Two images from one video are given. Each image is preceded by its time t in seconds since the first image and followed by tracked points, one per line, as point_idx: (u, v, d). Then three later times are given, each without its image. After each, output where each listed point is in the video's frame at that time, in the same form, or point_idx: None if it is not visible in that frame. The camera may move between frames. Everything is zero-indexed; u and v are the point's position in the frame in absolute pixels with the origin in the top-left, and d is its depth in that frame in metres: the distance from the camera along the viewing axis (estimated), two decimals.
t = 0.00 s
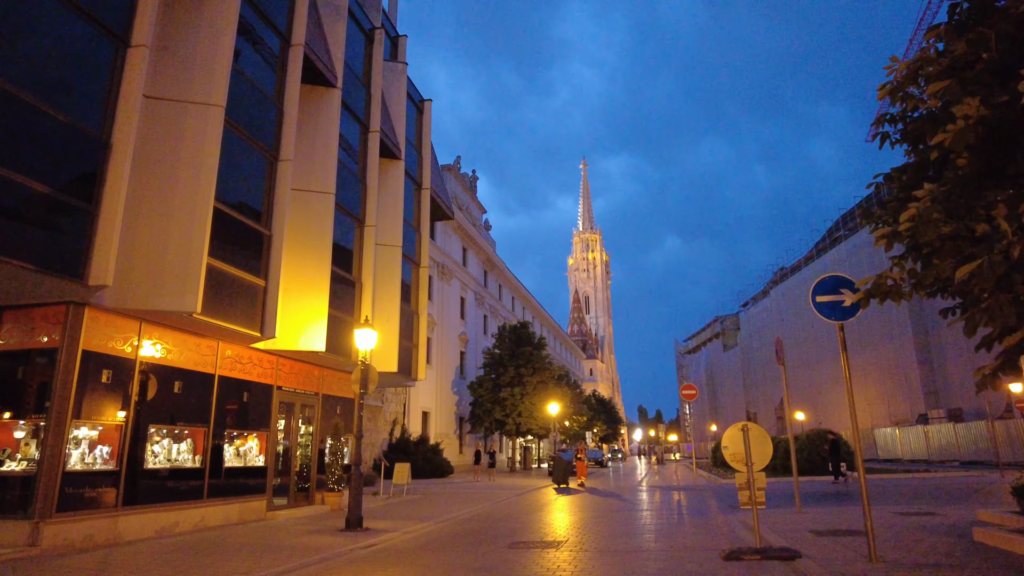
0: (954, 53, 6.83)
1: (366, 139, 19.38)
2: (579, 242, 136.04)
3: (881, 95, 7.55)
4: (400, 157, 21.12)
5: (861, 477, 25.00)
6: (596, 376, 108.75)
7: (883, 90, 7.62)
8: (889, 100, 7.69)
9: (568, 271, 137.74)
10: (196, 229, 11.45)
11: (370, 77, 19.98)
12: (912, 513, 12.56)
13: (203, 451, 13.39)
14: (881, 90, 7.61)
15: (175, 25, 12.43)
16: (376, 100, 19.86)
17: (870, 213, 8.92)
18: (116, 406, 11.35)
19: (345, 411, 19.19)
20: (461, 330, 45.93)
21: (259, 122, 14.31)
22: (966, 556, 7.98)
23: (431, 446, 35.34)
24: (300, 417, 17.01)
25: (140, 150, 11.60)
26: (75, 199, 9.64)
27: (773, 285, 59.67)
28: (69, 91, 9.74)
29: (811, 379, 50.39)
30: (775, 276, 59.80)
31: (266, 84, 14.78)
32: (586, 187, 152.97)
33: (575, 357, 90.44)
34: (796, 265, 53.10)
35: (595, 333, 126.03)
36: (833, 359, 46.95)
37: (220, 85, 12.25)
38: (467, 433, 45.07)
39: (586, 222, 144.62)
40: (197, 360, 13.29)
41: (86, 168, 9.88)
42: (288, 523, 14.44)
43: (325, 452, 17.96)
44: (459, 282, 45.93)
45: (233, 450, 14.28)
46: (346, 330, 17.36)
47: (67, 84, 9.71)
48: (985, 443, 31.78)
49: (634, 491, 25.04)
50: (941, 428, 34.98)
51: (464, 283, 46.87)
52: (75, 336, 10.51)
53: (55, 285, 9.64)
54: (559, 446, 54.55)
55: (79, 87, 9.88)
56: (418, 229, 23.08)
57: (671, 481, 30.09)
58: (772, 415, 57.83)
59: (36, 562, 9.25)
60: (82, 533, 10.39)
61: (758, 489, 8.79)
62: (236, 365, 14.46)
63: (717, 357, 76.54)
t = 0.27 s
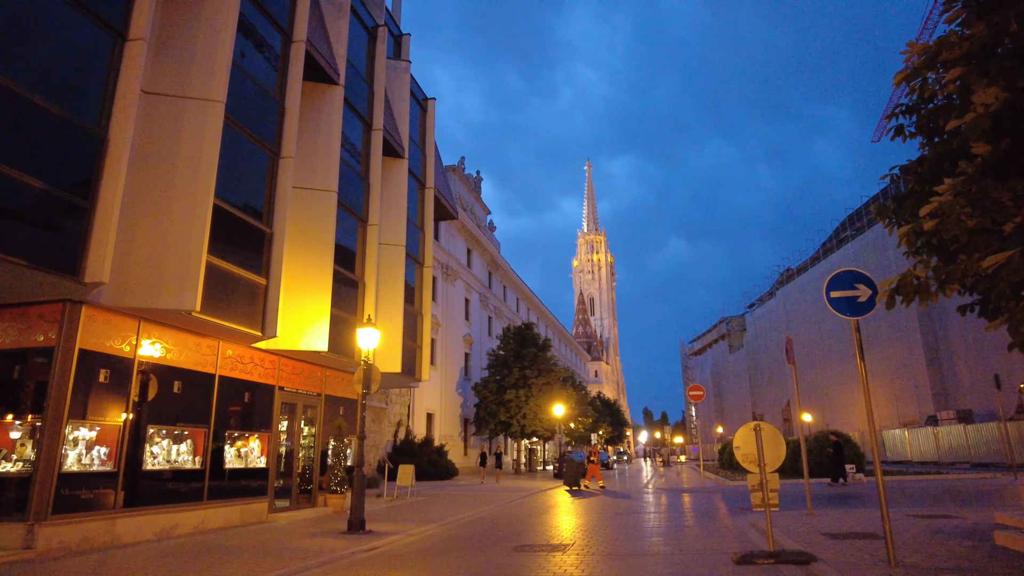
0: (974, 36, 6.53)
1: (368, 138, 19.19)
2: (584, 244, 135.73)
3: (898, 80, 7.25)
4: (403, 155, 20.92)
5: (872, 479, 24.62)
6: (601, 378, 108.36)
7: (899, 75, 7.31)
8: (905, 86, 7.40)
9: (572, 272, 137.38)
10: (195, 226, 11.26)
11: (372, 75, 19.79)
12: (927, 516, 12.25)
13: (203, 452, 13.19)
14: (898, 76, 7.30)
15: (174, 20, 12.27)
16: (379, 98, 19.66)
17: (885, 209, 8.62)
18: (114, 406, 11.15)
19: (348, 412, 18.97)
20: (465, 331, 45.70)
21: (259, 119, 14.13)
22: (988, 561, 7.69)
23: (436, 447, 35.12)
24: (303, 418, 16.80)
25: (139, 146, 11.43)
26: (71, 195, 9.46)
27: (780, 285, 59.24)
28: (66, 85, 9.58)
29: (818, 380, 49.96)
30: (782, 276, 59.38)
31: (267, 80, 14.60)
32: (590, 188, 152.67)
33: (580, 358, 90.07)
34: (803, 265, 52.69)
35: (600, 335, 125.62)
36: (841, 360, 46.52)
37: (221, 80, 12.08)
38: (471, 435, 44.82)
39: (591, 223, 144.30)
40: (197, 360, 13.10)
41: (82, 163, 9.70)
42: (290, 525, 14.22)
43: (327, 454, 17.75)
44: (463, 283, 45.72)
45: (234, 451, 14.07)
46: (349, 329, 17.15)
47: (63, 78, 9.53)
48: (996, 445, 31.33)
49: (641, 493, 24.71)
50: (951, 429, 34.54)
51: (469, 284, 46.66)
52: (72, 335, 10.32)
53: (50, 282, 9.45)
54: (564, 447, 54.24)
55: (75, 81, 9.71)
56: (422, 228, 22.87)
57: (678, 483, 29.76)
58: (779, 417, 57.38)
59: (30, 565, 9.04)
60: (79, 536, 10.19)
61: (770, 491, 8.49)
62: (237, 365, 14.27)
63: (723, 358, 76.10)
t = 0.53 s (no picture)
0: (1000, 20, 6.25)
1: (371, 135, 18.95)
2: (588, 245, 135.44)
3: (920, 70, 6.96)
4: (406, 154, 20.68)
5: (881, 482, 24.29)
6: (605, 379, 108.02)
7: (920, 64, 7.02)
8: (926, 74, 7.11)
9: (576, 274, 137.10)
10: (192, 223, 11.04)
11: (375, 72, 19.55)
12: (942, 521, 11.95)
13: (202, 454, 12.94)
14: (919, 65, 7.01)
15: (172, 14, 12.04)
16: (381, 95, 19.42)
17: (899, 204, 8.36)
18: (108, 407, 10.89)
19: (350, 414, 18.72)
20: (469, 332, 45.45)
21: (259, 115, 13.91)
22: (1011, 569, 7.39)
23: (439, 449, 34.86)
24: (304, 420, 16.56)
25: (136, 141, 11.20)
26: (65, 190, 9.22)
27: (785, 287, 58.85)
28: (60, 79, 9.35)
29: (825, 382, 49.59)
30: (787, 277, 59.00)
31: (267, 76, 14.37)
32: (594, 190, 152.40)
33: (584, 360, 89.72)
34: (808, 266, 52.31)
35: (604, 337, 125.24)
36: (847, 362, 46.12)
37: (219, 75, 11.87)
38: (475, 437, 44.55)
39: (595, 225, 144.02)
40: (195, 360, 12.86)
41: (77, 158, 9.48)
42: (290, 529, 13.96)
43: (329, 456, 17.50)
44: (467, 284, 45.47)
45: (234, 453, 13.83)
46: (350, 330, 16.91)
47: (56, 72, 9.31)
48: (1006, 447, 30.89)
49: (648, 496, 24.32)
50: (960, 431, 34.10)
51: (472, 285, 46.41)
52: (66, 335, 10.08)
53: (43, 280, 9.21)
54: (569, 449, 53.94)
55: (69, 75, 9.47)
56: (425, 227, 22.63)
57: (683, 486, 29.46)
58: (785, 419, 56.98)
59: (21, 571, 8.80)
60: (72, 541, 9.93)
61: (784, 496, 8.18)
62: (236, 366, 14.03)
63: (728, 360, 75.72)
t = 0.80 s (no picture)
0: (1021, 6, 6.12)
1: (370, 134, 18.71)
2: (590, 248, 135.20)
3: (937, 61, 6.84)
4: (406, 153, 20.44)
5: (886, 485, 23.97)
6: (607, 382, 107.65)
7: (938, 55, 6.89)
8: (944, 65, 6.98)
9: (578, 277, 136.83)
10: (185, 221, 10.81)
11: (374, 70, 19.33)
12: (953, 526, 11.65)
13: (196, 457, 12.69)
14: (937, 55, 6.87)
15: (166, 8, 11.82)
16: (380, 94, 19.19)
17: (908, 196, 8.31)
18: (99, 409, 10.63)
19: (348, 416, 18.45)
20: (470, 335, 45.19)
21: (256, 113, 13.68)
22: None
23: (440, 452, 34.57)
24: (301, 422, 16.32)
25: (128, 137, 10.98)
26: (53, 186, 8.99)
27: (788, 289, 58.54)
28: (49, 72, 9.13)
29: (828, 384, 49.23)
30: (790, 280, 58.70)
31: (264, 73, 14.14)
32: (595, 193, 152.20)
33: (586, 363, 89.39)
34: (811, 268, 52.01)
35: (605, 339, 124.92)
36: (850, 364, 45.79)
37: (214, 71, 11.64)
38: (476, 440, 44.26)
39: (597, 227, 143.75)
40: (189, 361, 12.62)
41: (66, 153, 9.25)
42: (286, 533, 13.71)
43: (326, 460, 17.24)
44: (468, 286, 45.24)
45: (228, 456, 13.57)
46: (348, 331, 16.67)
47: (44, 65, 9.08)
48: (1012, 451, 30.55)
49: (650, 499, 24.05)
50: (965, 434, 33.77)
51: (473, 287, 46.17)
52: (55, 335, 9.83)
53: (30, 278, 8.97)
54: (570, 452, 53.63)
55: (57, 68, 9.24)
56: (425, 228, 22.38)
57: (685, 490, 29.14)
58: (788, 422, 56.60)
59: None
60: (59, 547, 9.68)
61: (793, 501, 7.90)
62: (231, 367, 13.79)
63: (730, 363, 75.36)
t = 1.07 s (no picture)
0: None
1: (364, 130, 18.44)
2: (589, 248, 135.07)
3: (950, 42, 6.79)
4: (401, 149, 20.17)
5: (888, 485, 23.74)
6: (606, 382, 107.54)
7: (950, 36, 6.83)
8: (956, 45, 6.90)
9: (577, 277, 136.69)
10: (172, 214, 10.59)
11: (369, 66, 19.07)
12: (959, 525, 11.42)
13: (184, 457, 12.41)
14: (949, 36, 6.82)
15: None
16: (376, 89, 18.92)
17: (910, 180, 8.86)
18: (83, 406, 10.35)
19: (342, 416, 18.18)
20: (468, 334, 44.93)
21: (246, 105, 13.40)
22: None
23: (437, 453, 34.29)
24: (294, 422, 16.03)
25: (114, 129, 10.70)
26: (33, 177, 8.72)
27: (787, 288, 58.35)
28: (28, 61, 8.85)
29: (827, 384, 48.99)
30: (789, 279, 58.48)
31: (255, 65, 13.86)
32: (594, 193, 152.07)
33: (585, 363, 89.18)
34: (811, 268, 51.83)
35: (604, 340, 124.64)
36: (850, 364, 45.58)
37: (202, 61, 11.37)
38: (474, 440, 43.98)
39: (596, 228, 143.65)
40: (177, 358, 12.35)
41: (46, 142, 8.96)
42: (277, 535, 13.43)
43: (320, 459, 16.98)
44: (466, 285, 44.97)
45: (218, 456, 13.31)
46: (342, 328, 16.39)
47: (24, 52, 8.80)
48: (1014, 451, 30.28)
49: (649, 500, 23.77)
50: (967, 434, 33.50)
51: (471, 287, 45.91)
52: (37, 330, 9.54)
53: (9, 272, 8.70)
54: (569, 453, 53.43)
55: (39, 56, 8.97)
56: (421, 225, 22.12)
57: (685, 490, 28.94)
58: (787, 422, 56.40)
59: None
60: (40, 549, 9.38)
61: (796, 500, 7.65)
62: (222, 364, 13.53)
63: (729, 362, 75.24)
